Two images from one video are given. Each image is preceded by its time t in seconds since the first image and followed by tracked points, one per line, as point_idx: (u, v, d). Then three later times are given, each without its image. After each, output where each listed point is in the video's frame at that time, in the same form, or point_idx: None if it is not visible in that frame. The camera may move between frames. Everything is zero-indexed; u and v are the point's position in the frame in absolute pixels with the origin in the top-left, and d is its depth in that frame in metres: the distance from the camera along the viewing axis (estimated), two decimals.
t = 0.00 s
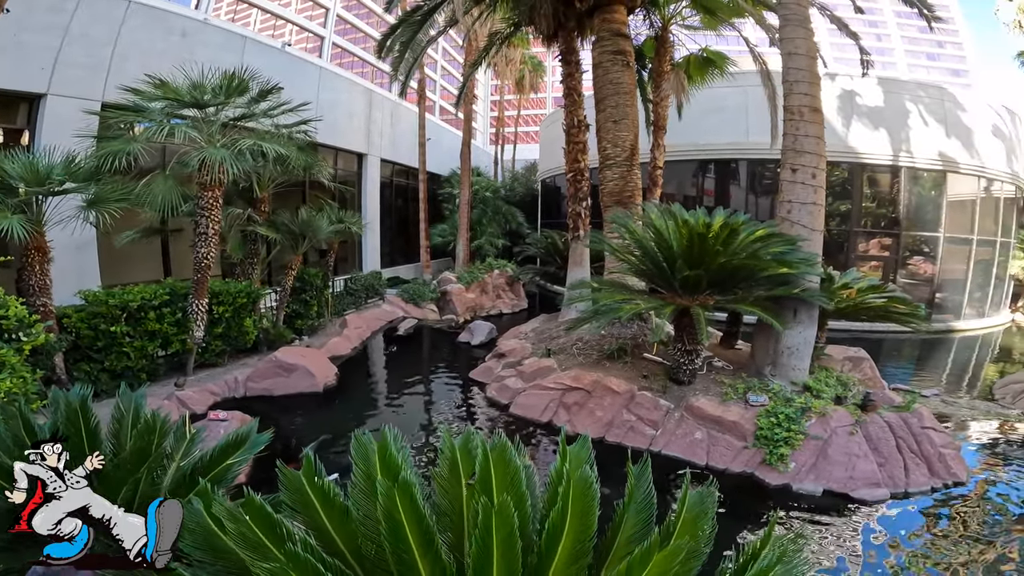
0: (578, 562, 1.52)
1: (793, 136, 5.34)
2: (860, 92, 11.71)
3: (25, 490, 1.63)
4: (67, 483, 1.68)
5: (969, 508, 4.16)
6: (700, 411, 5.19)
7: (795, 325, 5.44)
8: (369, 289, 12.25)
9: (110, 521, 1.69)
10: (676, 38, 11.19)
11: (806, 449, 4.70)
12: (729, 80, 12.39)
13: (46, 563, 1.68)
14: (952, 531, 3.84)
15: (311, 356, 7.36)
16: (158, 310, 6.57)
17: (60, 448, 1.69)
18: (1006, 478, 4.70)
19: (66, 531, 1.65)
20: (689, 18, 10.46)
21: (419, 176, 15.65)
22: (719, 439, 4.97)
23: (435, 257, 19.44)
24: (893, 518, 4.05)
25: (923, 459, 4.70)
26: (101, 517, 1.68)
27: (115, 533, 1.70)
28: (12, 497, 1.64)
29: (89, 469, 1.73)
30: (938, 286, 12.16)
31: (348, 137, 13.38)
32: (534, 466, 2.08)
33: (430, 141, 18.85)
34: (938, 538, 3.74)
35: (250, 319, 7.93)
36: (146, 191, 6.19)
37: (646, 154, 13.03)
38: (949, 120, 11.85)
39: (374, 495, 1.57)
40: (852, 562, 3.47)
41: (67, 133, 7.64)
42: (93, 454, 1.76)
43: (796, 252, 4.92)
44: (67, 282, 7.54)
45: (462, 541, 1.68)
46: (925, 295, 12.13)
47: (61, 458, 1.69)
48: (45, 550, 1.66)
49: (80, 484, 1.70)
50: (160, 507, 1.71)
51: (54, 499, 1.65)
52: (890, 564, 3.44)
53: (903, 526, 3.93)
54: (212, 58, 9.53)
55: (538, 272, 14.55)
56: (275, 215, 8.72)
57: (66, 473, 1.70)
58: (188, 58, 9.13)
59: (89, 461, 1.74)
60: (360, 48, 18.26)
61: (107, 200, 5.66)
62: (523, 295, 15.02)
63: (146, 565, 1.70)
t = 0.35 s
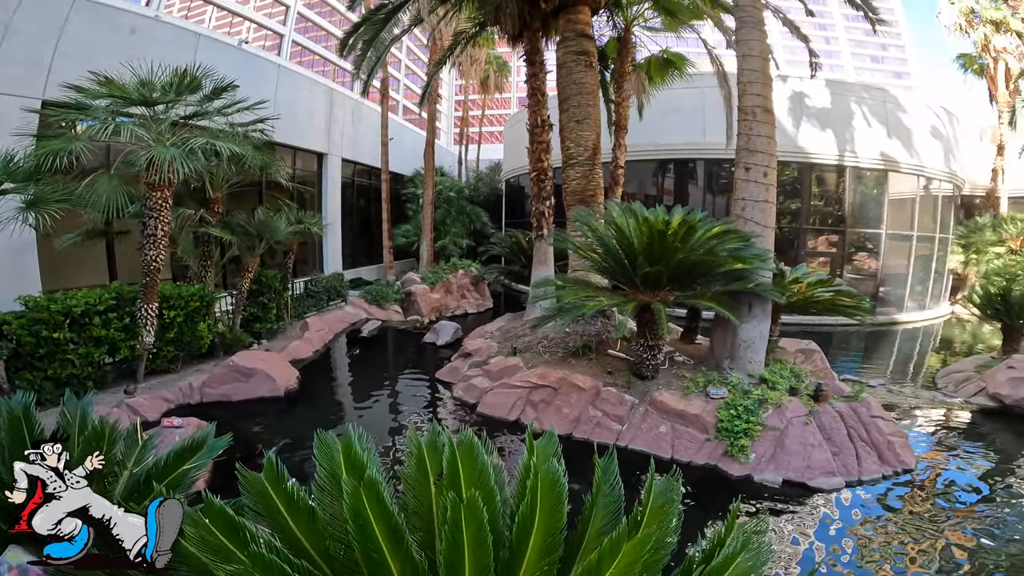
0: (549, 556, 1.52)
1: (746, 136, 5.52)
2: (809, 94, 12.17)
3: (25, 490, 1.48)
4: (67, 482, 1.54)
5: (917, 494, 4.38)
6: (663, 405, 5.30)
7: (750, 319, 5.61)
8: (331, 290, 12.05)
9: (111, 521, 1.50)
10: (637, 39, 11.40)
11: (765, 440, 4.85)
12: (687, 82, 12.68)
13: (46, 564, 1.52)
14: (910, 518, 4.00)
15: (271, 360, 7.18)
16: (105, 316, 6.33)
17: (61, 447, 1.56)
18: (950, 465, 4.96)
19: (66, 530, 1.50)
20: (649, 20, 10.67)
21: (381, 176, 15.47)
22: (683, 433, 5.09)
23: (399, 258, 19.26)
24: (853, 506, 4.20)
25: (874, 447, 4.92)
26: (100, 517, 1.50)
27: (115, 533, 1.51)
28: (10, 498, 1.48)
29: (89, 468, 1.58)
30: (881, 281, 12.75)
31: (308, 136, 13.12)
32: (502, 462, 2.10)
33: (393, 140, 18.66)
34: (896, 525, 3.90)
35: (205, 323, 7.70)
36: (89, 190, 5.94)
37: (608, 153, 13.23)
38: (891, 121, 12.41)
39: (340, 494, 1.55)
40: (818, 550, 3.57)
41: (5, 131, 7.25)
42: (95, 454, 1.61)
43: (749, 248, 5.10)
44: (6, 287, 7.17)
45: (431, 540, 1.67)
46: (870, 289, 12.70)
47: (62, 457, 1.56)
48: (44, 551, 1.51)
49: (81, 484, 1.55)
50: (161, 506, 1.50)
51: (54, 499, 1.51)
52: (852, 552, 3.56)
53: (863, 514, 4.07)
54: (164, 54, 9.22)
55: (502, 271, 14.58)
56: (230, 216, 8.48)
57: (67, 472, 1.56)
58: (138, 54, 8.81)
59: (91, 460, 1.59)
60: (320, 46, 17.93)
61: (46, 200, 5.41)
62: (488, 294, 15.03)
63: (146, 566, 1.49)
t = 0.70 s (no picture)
0: (512, 545, 1.52)
1: (718, 136, 5.62)
2: (782, 94, 12.41)
3: (26, 490, 1.61)
4: (68, 483, 1.65)
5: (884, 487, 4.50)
6: (640, 402, 5.37)
7: (723, 316, 5.71)
8: (308, 291, 11.94)
9: (111, 521, 1.61)
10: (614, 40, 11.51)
11: (738, 435, 4.95)
12: (663, 82, 12.84)
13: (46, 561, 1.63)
14: (879, 512, 4.09)
15: (246, 361, 7.10)
16: (73, 318, 6.21)
17: (60, 448, 1.68)
18: (916, 459, 5.12)
19: (66, 530, 1.61)
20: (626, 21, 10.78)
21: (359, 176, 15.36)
22: (659, 429, 5.16)
23: (378, 258, 19.14)
24: (829, 501, 4.27)
25: (843, 441, 5.06)
26: (100, 517, 1.61)
27: (114, 533, 1.62)
28: (12, 497, 1.61)
29: (89, 469, 1.70)
30: (852, 278, 13.05)
31: (284, 136, 12.99)
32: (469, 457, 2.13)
33: (372, 140, 18.54)
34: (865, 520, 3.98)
35: (177, 325, 7.58)
36: (56, 191, 5.86)
37: (586, 153, 13.33)
38: (860, 122, 12.72)
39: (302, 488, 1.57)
40: (790, 545, 3.63)
41: None
42: (95, 454, 1.74)
43: (721, 246, 5.20)
44: None
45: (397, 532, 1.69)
46: (841, 287, 13.00)
47: (62, 458, 1.68)
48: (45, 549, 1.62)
49: (81, 484, 1.66)
50: (160, 507, 1.59)
51: (54, 499, 1.62)
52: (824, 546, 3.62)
53: (837, 509, 4.15)
54: (136, 53, 9.07)
55: (481, 271, 14.58)
56: (203, 216, 8.36)
57: (67, 473, 1.67)
58: (109, 54, 8.66)
59: (91, 461, 1.72)
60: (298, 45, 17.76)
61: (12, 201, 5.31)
62: (468, 295, 15.03)
63: (146, 565, 1.60)
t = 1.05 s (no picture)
0: (478, 544, 1.50)
1: (709, 134, 5.61)
2: (777, 95, 12.41)
3: (25, 491, 1.53)
4: (68, 483, 1.57)
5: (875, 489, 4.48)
6: (630, 402, 5.36)
7: (714, 316, 5.70)
8: (302, 291, 11.91)
9: (110, 521, 1.54)
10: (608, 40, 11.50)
11: (727, 435, 4.94)
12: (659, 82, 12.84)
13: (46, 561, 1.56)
14: (873, 518, 4.02)
15: (237, 361, 7.06)
16: (62, 317, 6.19)
17: (61, 447, 1.60)
18: (906, 459, 5.11)
19: (66, 531, 1.54)
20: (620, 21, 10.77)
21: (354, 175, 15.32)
22: (649, 429, 5.15)
23: (373, 258, 19.10)
24: (819, 503, 4.24)
25: (832, 441, 5.06)
26: (100, 518, 1.54)
27: (114, 533, 1.55)
28: (11, 498, 1.53)
29: (90, 468, 1.62)
30: (846, 279, 13.07)
31: (279, 136, 12.95)
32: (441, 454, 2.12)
33: (368, 140, 18.52)
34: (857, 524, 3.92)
35: (168, 325, 7.56)
36: (44, 189, 5.82)
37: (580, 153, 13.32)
38: (855, 122, 12.74)
39: (263, 484, 1.55)
40: (778, 548, 3.60)
41: None
42: (94, 454, 1.67)
43: (712, 246, 5.18)
44: None
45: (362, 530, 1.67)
46: (835, 287, 13.01)
47: (62, 457, 1.60)
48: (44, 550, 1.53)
49: (81, 484, 1.58)
50: (160, 506, 1.53)
51: (54, 499, 1.55)
52: (812, 550, 3.58)
53: (827, 511, 4.12)
54: (129, 53, 9.03)
55: (476, 271, 14.57)
56: (195, 215, 8.33)
57: (67, 472, 1.59)
58: (102, 53, 8.62)
59: (90, 461, 1.66)
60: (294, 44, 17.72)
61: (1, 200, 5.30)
62: (462, 295, 15.00)
63: (146, 565, 1.51)
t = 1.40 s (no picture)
0: (468, 550, 1.48)
1: (713, 134, 5.58)
2: (781, 95, 12.35)
3: (25, 491, 1.51)
4: (68, 482, 1.56)
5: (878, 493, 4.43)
6: (631, 404, 5.33)
7: (717, 317, 5.67)
8: (304, 291, 11.92)
9: (111, 521, 1.53)
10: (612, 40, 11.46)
11: (730, 437, 4.90)
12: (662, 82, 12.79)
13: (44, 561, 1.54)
14: (871, 520, 4.00)
15: (239, 361, 7.06)
16: (65, 317, 6.20)
17: (61, 447, 1.58)
18: (910, 462, 5.06)
19: (66, 531, 1.52)
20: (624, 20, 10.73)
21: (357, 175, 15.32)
22: (650, 430, 5.12)
23: (376, 258, 19.12)
24: (821, 507, 4.20)
25: (836, 443, 5.02)
26: (100, 518, 1.53)
27: (114, 533, 1.54)
28: (11, 498, 1.51)
29: (90, 468, 1.61)
30: (851, 280, 13.00)
31: (283, 136, 12.96)
32: (436, 456, 2.11)
33: (371, 140, 18.53)
34: (856, 528, 3.89)
35: (171, 324, 7.57)
36: (47, 189, 5.83)
37: (583, 154, 13.30)
38: (860, 123, 12.67)
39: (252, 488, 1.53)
40: (781, 553, 3.58)
41: None
42: (93, 454, 1.65)
43: (715, 247, 5.15)
44: None
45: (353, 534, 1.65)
46: (840, 288, 12.94)
47: (62, 457, 1.57)
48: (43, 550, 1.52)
49: (81, 484, 1.57)
50: (161, 506, 1.52)
51: (54, 499, 1.53)
52: (811, 554, 3.55)
53: (829, 515, 4.09)
54: (134, 54, 9.06)
55: (479, 271, 14.55)
56: (198, 215, 8.33)
57: (67, 472, 1.57)
58: (105, 53, 8.64)
59: (89, 461, 1.64)
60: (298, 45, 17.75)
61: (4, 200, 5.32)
62: (465, 295, 14.99)
63: (146, 565, 1.51)
